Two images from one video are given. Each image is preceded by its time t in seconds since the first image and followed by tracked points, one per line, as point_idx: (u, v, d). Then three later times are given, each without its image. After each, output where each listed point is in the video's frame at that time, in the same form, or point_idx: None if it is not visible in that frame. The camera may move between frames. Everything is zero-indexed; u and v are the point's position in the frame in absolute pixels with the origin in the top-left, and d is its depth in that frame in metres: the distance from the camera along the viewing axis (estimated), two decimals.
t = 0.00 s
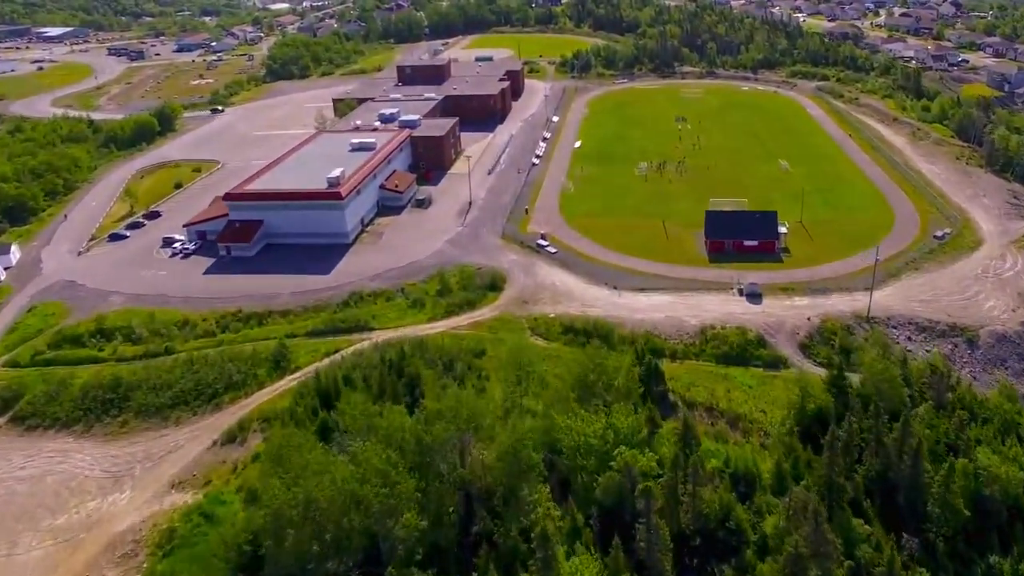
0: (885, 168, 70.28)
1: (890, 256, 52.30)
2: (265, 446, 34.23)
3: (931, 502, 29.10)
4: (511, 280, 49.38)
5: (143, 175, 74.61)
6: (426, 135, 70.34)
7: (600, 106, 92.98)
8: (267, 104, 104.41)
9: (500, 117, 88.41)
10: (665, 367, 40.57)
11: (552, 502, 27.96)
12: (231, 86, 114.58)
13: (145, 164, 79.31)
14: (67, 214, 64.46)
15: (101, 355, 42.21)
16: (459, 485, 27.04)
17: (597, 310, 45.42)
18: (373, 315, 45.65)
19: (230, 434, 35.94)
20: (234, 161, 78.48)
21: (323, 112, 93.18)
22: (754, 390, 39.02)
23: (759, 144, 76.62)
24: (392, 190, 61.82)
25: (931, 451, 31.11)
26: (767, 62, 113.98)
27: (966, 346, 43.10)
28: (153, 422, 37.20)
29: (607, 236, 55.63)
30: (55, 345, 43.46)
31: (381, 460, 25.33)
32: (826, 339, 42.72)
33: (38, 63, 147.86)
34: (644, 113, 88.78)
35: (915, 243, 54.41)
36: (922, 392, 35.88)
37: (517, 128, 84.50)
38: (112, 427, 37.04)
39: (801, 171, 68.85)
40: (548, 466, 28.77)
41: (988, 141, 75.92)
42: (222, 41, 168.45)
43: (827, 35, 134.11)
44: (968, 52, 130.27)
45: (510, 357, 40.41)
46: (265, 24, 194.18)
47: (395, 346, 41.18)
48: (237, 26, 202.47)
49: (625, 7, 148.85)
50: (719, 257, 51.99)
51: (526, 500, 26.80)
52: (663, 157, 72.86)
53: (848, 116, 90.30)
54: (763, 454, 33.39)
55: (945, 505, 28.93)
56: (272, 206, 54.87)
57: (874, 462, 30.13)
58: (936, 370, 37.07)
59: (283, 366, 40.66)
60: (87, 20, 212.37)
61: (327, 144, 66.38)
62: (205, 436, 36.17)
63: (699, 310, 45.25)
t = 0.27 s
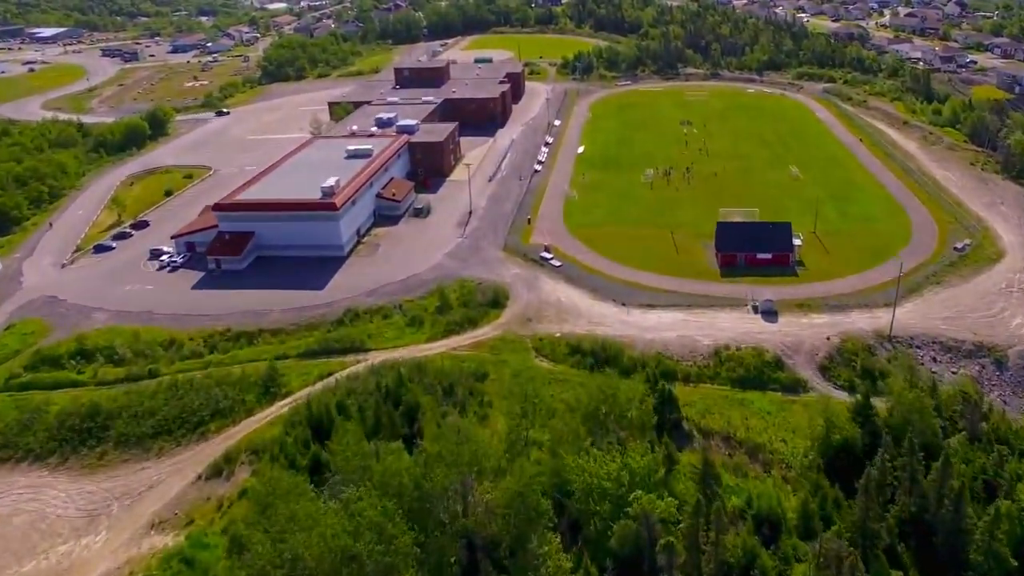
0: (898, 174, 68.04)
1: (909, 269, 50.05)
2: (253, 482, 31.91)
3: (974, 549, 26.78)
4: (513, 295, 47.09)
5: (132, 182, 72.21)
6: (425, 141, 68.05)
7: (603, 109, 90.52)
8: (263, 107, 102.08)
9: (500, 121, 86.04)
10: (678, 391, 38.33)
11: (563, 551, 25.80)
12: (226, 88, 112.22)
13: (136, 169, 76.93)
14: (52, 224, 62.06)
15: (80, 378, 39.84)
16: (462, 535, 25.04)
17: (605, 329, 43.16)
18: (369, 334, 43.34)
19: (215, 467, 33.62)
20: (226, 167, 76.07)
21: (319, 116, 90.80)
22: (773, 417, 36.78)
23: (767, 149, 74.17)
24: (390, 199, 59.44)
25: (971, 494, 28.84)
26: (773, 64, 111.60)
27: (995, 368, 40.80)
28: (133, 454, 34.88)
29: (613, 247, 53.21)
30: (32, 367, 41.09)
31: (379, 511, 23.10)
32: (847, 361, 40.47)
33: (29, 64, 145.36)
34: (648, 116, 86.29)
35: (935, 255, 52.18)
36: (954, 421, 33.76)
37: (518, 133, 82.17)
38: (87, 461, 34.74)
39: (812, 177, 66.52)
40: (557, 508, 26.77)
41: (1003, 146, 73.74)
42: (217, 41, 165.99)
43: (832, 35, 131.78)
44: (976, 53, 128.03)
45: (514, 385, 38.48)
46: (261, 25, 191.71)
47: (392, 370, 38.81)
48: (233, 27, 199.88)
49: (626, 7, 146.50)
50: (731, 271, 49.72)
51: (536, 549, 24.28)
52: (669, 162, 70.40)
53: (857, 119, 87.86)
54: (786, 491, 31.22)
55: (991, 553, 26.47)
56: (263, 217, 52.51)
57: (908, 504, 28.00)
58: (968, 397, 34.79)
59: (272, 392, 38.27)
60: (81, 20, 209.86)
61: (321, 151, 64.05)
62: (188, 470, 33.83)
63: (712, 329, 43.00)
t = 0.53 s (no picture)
0: (911, 181, 65.78)
1: (930, 283, 47.78)
2: (236, 526, 29.55)
3: None
4: (516, 313, 44.78)
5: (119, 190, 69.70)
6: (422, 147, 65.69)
7: (604, 112, 88.19)
8: (256, 110, 99.61)
9: (499, 125, 83.75)
10: (691, 419, 36.09)
11: None
12: (218, 91, 109.73)
13: (123, 176, 74.45)
14: (33, 235, 59.56)
15: (55, 405, 37.43)
16: None
17: (612, 351, 40.91)
18: (363, 357, 41.01)
19: (196, 506, 31.26)
20: (217, 174, 73.59)
21: (313, 120, 88.37)
22: (793, 447, 34.56)
23: (775, 154, 71.86)
24: (385, 209, 57.08)
25: (1018, 544, 26.55)
26: (777, 66, 109.37)
27: None
28: (108, 491, 32.53)
29: (619, 260, 50.93)
30: (4, 394, 38.65)
31: None
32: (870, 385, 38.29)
33: (19, 66, 142.63)
34: (651, 119, 83.94)
35: (955, 268, 49.93)
36: (988, 456, 31.64)
37: (518, 137, 79.84)
38: (60, 500, 32.38)
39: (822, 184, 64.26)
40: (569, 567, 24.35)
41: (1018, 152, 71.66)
42: (211, 42, 163.41)
43: (836, 36, 129.69)
44: (982, 55, 126.05)
45: (518, 414, 36.17)
46: (256, 26, 189.14)
47: (388, 397, 36.43)
48: (227, 27, 197.20)
49: (626, 8, 144.31)
50: (743, 286, 47.48)
51: None
52: (674, 169, 68.10)
53: (865, 123, 85.54)
54: (812, 537, 29.17)
55: None
56: (253, 229, 50.12)
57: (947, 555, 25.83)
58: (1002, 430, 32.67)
59: (260, 422, 35.84)
60: (73, 21, 207.12)
61: (314, 158, 61.65)
62: (167, 510, 31.46)
63: (725, 350, 40.79)
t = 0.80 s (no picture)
0: (924, 188, 63.60)
1: (950, 300, 45.61)
2: None
3: None
4: (517, 334, 42.48)
5: (104, 200, 67.21)
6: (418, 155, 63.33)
7: (605, 117, 85.84)
8: (247, 115, 97.19)
9: (497, 130, 81.43)
10: (705, 451, 33.83)
11: None
12: (209, 94, 107.24)
13: (109, 185, 71.95)
14: (12, 249, 57.07)
15: (23, 438, 34.75)
16: None
17: (620, 375, 38.65)
18: (356, 383, 38.64)
19: (174, 554, 28.90)
20: (206, 182, 71.15)
21: (306, 126, 86.00)
22: (815, 481, 32.29)
23: (783, 161, 69.60)
24: (380, 221, 54.71)
25: None
26: (780, 69, 107.20)
27: None
28: (77, 538, 30.16)
29: (624, 275, 48.65)
30: None
31: None
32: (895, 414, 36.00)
33: (8, 70, 140.10)
34: (653, 124, 81.67)
35: (975, 283, 47.72)
36: None
37: (517, 143, 77.57)
38: (26, 547, 29.97)
39: (832, 193, 62.08)
40: None
41: None
42: (204, 44, 160.96)
43: (839, 38, 127.69)
44: (987, 56, 124.13)
45: (520, 448, 33.92)
46: (250, 27, 186.71)
47: (382, 429, 34.06)
48: (221, 29, 194.78)
49: (626, 9, 142.19)
50: (755, 304, 45.31)
51: None
52: (679, 177, 65.81)
53: (873, 127, 83.34)
54: None
55: None
56: (240, 244, 47.75)
57: None
58: None
59: (245, 456, 33.32)
60: (65, 23, 204.81)
61: (306, 167, 59.26)
62: (142, 559, 29.09)
63: (739, 375, 38.52)
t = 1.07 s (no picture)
0: (940, 198, 61.39)
1: (975, 320, 43.34)
2: None
3: None
4: (520, 358, 40.15)
5: (91, 211, 64.91)
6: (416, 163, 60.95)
7: (608, 122, 83.52)
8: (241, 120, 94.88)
9: (497, 136, 79.09)
10: (722, 489, 31.53)
11: None
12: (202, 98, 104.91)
13: (96, 194, 69.62)
14: None
15: None
16: None
17: (630, 404, 36.33)
18: (349, 412, 36.31)
19: None
20: (196, 191, 68.85)
21: (301, 132, 83.70)
22: (842, 522, 29.98)
23: (792, 170, 67.34)
24: (376, 234, 52.36)
25: None
26: (786, 71, 104.86)
27: None
28: None
29: (632, 293, 46.36)
30: None
31: None
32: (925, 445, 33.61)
33: None
34: (658, 131, 79.47)
35: (1000, 300, 45.48)
36: None
37: (519, 150, 75.24)
38: None
39: (845, 204, 59.89)
40: None
41: None
42: (199, 46, 158.70)
43: (845, 39, 125.44)
44: (995, 58, 121.83)
45: (524, 487, 31.78)
46: (246, 29, 184.44)
47: (376, 467, 31.86)
48: (217, 30, 192.52)
49: (627, 10, 139.92)
50: (770, 324, 43.03)
51: None
52: (685, 186, 63.55)
53: (884, 133, 81.10)
54: None
55: None
56: (229, 260, 45.37)
57: None
58: None
59: (229, 496, 31.08)
60: (59, 24, 202.62)
61: (299, 177, 56.91)
62: None
63: (757, 404, 36.19)
